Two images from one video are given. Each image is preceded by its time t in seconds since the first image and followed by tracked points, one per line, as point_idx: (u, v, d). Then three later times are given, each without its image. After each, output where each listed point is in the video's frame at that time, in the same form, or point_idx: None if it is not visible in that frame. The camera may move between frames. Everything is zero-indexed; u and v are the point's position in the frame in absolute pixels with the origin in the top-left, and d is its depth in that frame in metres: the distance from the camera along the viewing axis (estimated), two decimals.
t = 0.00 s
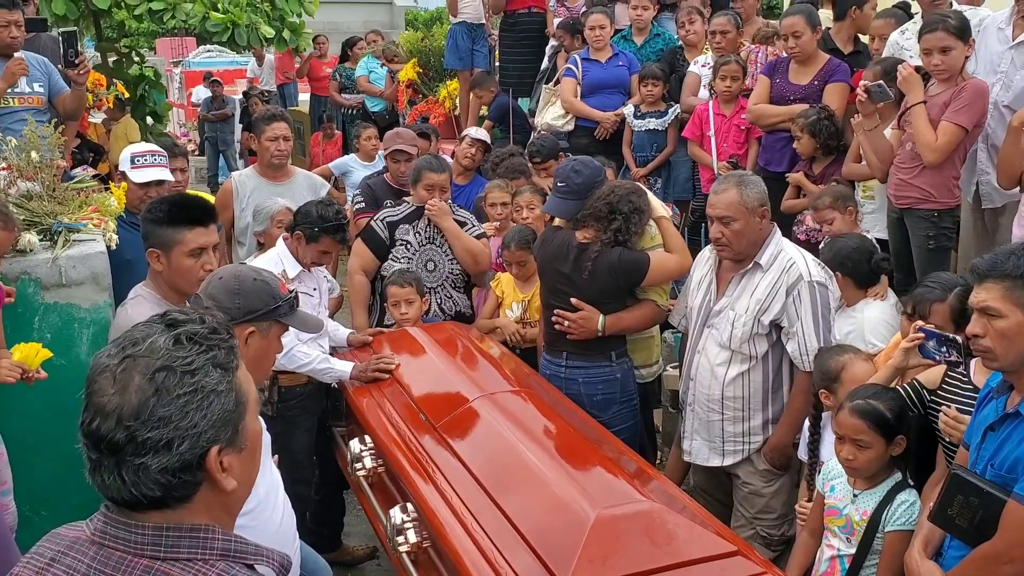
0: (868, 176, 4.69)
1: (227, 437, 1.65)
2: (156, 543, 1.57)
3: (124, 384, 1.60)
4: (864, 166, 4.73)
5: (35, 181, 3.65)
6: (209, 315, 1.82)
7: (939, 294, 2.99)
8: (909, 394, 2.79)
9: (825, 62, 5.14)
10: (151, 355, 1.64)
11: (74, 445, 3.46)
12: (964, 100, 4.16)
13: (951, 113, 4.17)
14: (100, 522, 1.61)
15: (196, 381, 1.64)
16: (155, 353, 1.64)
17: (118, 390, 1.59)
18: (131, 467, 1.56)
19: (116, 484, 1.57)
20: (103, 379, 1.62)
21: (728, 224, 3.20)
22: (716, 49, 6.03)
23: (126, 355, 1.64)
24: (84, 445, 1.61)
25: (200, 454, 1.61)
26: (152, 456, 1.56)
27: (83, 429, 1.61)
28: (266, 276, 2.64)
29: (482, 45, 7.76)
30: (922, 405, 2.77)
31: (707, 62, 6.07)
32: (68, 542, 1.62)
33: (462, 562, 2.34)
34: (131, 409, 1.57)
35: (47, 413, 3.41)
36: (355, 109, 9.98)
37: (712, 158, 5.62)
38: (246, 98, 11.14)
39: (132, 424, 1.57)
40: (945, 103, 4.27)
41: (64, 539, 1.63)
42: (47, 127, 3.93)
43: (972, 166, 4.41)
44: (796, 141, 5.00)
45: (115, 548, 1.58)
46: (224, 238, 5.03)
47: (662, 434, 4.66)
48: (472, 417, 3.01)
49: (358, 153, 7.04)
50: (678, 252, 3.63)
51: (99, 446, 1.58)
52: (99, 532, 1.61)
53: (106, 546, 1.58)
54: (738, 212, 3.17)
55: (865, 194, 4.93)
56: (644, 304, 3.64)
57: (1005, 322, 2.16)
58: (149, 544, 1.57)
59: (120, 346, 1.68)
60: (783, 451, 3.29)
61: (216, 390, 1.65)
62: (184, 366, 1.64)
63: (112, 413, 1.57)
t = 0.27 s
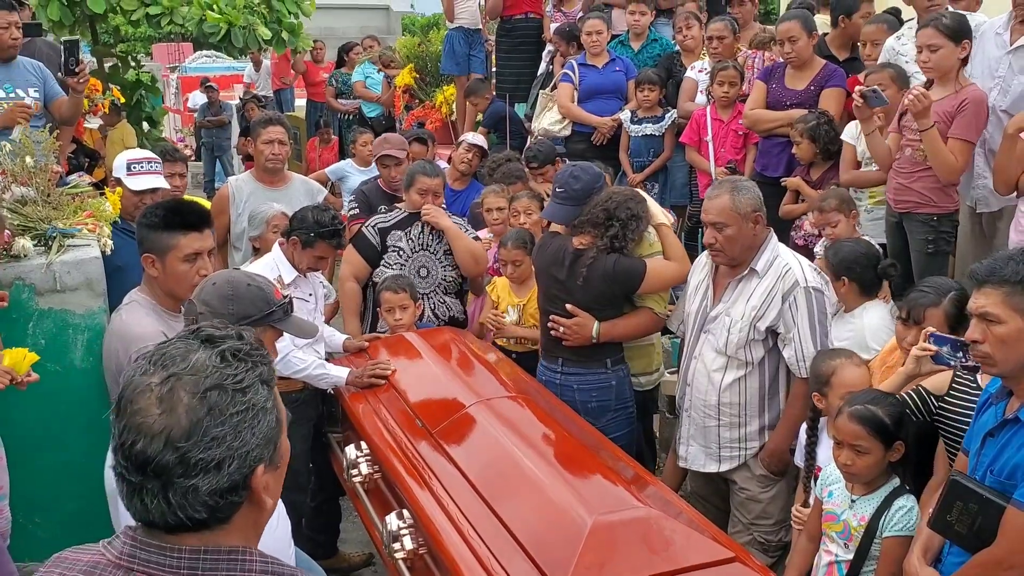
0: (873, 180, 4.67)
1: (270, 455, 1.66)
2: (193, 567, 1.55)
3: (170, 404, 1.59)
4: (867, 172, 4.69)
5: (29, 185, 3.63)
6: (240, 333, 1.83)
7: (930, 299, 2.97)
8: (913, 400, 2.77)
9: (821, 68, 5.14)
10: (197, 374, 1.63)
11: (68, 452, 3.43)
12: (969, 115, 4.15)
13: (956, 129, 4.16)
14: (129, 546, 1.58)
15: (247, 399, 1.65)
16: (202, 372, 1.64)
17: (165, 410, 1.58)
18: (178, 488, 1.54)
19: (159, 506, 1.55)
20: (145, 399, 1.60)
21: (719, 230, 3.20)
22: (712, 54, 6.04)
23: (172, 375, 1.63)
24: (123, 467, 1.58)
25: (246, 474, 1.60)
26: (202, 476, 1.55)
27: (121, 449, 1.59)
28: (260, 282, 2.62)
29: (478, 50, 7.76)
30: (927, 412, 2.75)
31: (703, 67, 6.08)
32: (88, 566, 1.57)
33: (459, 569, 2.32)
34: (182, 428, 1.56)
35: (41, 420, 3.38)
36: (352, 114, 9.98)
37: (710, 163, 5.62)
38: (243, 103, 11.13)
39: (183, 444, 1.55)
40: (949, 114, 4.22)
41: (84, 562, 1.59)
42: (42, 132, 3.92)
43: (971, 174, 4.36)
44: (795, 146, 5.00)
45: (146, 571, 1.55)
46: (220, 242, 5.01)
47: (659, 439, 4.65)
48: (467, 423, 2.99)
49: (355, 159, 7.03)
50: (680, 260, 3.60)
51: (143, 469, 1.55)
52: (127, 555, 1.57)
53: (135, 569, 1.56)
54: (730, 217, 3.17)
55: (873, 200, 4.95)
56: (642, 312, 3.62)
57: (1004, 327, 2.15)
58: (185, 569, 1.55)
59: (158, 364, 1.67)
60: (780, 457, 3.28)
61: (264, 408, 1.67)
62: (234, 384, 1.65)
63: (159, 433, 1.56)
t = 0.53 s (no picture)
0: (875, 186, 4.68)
1: (300, 472, 1.67)
2: None
3: (209, 419, 1.60)
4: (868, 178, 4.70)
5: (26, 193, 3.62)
6: (271, 348, 1.84)
7: (924, 306, 2.95)
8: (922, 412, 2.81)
9: (818, 74, 5.15)
10: (237, 388, 1.65)
11: (63, 461, 3.42)
12: (970, 122, 4.16)
13: (958, 137, 4.18)
14: (156, 562, 1.58)
15: (286, 414, 1.66)
16: (241, 387, 1.65)
17: (204, 424, 1.59)
18: (216, 503, 1.55)
19: (194, 521, 1.55)
20: (183, 413, 1.61)
21: (718, 237, 3.19)
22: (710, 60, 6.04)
23: (211, 390, 1.64)
24: (158, 480, 1.58)
25: (281, 489, 1.61)
26: (241, 491, 1.56)
27: (155, 462, 1.59)
28: (255, 290, 2.61)
29: (475, 56, 7.77)
30: (939, 420, 2.78)
31: (701, 73, 6.08)
32: None
33: None
34: (223, 442, 1.57)
35: (36, 429, 3.37)
36: (349, 120, 9.98)
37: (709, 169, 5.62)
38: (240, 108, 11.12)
39: (223, 459, 1.56)
40: (950, 122, 4.24)
41: None
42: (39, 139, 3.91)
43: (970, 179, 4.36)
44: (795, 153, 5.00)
45: None
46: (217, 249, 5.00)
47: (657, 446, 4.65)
48: (465, 430, 2.98)
49: (352, 164, 7.02)
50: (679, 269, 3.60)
51: (180, 483, 1.56)
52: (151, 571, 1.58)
53: None
54: (729, 224, 3.17)
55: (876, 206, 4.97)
56: (640, 320, 3.62)
57: (1004, 336, 2.15)
58: None
59: (193, 378, 1.68)
60: (778, 464, 3.28)
61: (300, 423, 1.68)
62: (274, 399, 1.66)
63: (199, 447, 1.57)
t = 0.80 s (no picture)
0: (868, 190, 4.74)
1: (312, 477, 1.68)
2: None
3: (227, 422, 1.61)
4: (863, 181, 4.75)
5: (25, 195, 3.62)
6: (284, 354, 1.86)
7: (928, 306, 2.97)
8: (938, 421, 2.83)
9: (816, 77, 5.16)
10: (254, 392, 1.66)
11: (62, 463, 3.41)
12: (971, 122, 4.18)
13: (959, 136, 4.20)
14: (161, 564, 1.58)
15: (303, 419, 1.67)
16: (259, 392, 1.66)
17: (222, 427, 1.60)
18: (231, 506, 1.56)
19: (208, 523, 1.56)
20: (201, 415, 1.62)
21: (718, 240, 3.20)
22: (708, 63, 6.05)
23: (230, 393, 1.65)
24: (172, 481, 1.59)
25: (294, 493, 1.62)
26: (256, 495, 1.57)
27: (170, 463, 1.60)
28: (253, 292, 2.61)
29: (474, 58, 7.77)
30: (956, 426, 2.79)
31: (699, 76, 6.09)
32: None
33: None
34: (240, 445, 1.58)
35: (34, 430, 3.36)
36: (348, 122, 9.98)
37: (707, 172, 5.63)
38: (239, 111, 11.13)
39: (240, 463, 1.57)
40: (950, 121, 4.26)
41: None
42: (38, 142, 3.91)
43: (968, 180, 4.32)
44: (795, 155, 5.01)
45: None
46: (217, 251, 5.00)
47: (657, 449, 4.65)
48: (465, 433, 2.98)
49: (351, 167, 7.03)
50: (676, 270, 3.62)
51: (196, 486, 1.56)
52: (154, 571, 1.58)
53: None
54: (729, 227, 3.17)
55: (869, 208, 4.97)
56: (639, 322, 3.62)
57: (1002, 338, 2.16)
58: None
59: (211, 381, 1.69)
60: (778, 467, 3.28)
61: (316, 429, 1.69)
62: (292, 404, 1.67)
63: (216, 449, 1.58)
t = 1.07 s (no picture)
0: (862, 190, 4.76)
1: (276, 463, 1.69)
2: None
3: (183, 415, 1.61)
4: (857, 182, 4.76)
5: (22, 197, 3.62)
6: (238, 345, 1.86)
7: (926, 305, 2.98)
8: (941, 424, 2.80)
9: (813, 78, 5.17)
10: (207, 384, 1.66)
11: (58, 465, 3.42)
12: (963, 117, 4.19)
13: (952, 130, 4.19)
14: (132, 560, 1.59)
15: (258, 406, 1.68)
16: (213, 383, 1.66)
17: (178, 421, 1.60)
18: (196, 497, 1.56)
19: (174, 517, 1.56)
20: (156, 412, 1.62)
21: (715, 241, 3.20)
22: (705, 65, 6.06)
23: (182, 387, 1.65)
24: (134, 480, 1.59)
25: (257, 480, 1.63)
26: (220, 484, 1.57)
27: (131, 462, 1.60)
28: (249, 293, 2.62)
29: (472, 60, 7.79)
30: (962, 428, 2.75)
31: (696, 78, 6.10)
32: None
33: None
34: (199, 436, 1.58)
35: (31, 432, 3.36)
36: (346, 124, 9.99)
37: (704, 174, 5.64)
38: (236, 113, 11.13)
39: (200, 454, 1.57)
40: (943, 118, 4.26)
41: None
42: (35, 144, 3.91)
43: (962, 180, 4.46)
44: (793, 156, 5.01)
45: None
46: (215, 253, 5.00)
47: (654, 450, 4.65)
48: (460, 434, 2.99)
49: (349, 169, 7.03)
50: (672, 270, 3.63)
51: (158, 480, 1.56)
52: (128, 567, 1.59)
53: None
54: (726, 228, 3.18)
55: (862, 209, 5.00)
56: (636, 321, 3.63)
57: (997, 339, 2.16)
58: None
59: (163, 378, 1.69)
60: (774, 468, 3.28)
61: (273, 415, 1.70)
62: (245, 393, 1.68)
63: (174, 443, 1.58)
